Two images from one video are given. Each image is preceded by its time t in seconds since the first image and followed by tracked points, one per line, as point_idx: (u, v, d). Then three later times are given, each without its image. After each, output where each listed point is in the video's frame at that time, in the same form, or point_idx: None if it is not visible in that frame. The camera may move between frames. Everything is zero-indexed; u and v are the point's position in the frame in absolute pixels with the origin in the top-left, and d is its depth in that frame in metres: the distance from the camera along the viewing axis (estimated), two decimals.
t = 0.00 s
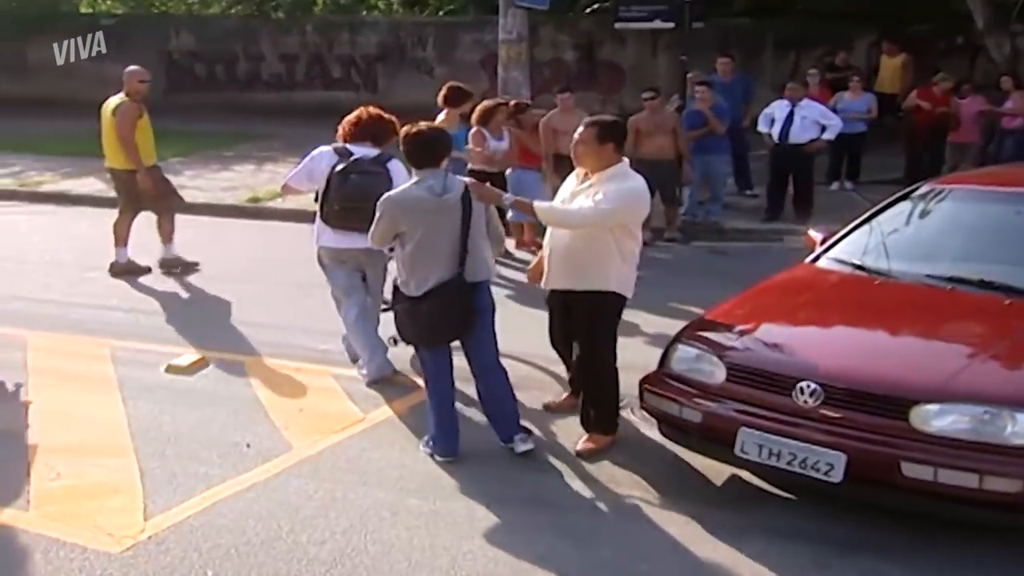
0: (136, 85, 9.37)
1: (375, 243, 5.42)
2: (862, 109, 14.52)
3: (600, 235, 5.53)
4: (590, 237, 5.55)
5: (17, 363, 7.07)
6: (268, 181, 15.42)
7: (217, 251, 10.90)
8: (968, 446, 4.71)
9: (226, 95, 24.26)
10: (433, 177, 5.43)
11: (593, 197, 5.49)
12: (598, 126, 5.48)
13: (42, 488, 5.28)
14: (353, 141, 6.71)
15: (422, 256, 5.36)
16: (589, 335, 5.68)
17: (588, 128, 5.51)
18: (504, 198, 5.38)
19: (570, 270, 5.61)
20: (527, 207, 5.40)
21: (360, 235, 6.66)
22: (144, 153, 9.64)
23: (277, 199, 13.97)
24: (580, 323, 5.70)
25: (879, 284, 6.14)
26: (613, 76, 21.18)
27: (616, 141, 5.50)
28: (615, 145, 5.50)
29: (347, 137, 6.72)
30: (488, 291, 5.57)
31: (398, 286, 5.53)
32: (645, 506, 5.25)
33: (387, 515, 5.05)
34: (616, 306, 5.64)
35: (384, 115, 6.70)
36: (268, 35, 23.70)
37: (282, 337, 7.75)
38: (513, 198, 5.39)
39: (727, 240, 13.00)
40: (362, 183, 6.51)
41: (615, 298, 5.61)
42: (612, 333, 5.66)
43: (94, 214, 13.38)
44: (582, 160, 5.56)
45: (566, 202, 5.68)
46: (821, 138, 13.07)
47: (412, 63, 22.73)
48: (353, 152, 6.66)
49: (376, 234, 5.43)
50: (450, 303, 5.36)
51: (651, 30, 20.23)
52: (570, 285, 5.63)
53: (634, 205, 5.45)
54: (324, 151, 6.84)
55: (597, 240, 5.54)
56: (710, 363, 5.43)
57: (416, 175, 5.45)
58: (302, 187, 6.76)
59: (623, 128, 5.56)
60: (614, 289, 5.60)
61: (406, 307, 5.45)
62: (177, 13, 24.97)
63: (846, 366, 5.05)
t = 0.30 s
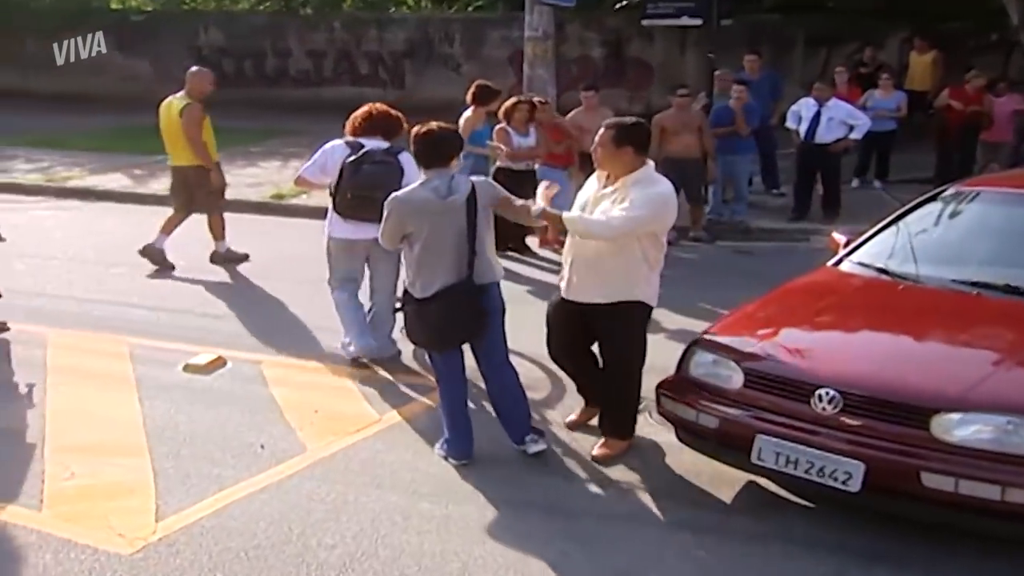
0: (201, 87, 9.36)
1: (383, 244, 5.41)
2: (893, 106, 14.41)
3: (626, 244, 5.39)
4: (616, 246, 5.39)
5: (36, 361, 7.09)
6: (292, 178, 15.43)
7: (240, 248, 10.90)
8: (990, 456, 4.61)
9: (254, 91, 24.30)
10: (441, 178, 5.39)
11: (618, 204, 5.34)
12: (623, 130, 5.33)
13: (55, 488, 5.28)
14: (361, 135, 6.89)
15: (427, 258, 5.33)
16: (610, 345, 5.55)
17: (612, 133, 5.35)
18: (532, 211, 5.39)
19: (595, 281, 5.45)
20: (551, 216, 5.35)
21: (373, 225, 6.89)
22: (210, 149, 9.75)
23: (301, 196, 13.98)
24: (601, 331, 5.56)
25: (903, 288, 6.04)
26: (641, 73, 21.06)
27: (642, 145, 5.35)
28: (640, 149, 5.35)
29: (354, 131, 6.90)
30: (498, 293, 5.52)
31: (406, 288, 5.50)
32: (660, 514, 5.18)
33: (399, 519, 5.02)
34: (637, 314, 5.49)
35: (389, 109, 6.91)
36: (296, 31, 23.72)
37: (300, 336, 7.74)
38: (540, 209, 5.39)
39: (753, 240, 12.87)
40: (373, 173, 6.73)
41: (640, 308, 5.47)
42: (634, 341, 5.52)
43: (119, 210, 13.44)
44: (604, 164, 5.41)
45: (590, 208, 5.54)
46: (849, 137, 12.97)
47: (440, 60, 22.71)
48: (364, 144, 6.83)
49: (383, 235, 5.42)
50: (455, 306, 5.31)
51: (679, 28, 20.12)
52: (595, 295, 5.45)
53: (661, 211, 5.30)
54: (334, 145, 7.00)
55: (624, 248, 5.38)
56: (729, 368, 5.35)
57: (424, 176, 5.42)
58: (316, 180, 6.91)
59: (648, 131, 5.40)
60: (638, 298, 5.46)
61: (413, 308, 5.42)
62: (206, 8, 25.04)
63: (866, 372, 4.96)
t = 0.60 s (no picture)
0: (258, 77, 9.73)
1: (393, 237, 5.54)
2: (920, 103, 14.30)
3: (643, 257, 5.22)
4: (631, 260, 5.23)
5: (55, 359, 7.11)
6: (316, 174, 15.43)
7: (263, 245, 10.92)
8: (1011, 469, 4.51)
9: (282, 87, 24.32)
10: (440, 177, 5.36)
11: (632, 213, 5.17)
12: (629, 137, 5.12)
13: (68, 488, 5.28)
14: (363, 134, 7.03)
15: (421, 258, 5.37)
16: (627, 353, 5.43)
17: (617, 140, 5.15)
18: (568, 254, 5.30)
19: (611, 295, 5.29)
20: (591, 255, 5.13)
21: (381, 222, 7.11)
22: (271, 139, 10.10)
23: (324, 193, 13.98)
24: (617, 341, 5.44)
25: (926, 293, 5.93)
26: (669, 69, 20.91)
27: (649, 149, 5.14)
28: (647, 153, 5.15)
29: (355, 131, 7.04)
30: (503, 295, 5.45)
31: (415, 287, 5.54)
32: (673, 521, 5.11)
33: (410, 524, 4.97)
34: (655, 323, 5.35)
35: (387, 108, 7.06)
36: (324, 27, 23.72)
37: (318, 335, 7.73)
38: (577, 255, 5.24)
39: (778, 239, 12.74)
40: (380, 171, 6.90)
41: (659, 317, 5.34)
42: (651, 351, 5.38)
43: (144, 207, 13.50)
44: (612, 173, 5.21)
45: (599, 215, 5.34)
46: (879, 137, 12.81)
47: (467, 56, 22.67)
48: (367, 142, 6.97)
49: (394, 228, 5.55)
50: (446, 307, 5.30)
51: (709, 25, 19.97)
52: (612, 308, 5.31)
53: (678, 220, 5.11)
54: (338, 143, 7.11)
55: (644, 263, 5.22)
56: (745, 373, 5.26)
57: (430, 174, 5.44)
58: (323, 181, 7.06)
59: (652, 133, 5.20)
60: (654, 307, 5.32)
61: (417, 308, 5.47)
62: (236, 4, 25.10)
63: (884, 379, 4.87)
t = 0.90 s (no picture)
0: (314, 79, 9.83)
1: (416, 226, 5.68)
2: (946, 103, 14.06)
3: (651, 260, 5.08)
4: (637, 262, 5.08)
5: (79, 355, 7.14)
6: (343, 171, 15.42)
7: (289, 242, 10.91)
8: None
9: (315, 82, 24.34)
10: (454, 174, 5.40)
11: (639, 216, 5.04)
12: (630, 137, 5.01)
13: (84, 487, 5.27)
14: (371, 130, 7.15)
15: (426, 250, 5.49)
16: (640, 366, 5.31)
17: (619, 142, 5.04)
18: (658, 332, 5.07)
19: (621, 302, 5.14)
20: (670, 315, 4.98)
21: (390, 218, 7.31)
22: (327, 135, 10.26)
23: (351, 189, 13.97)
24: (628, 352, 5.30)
25: (954, 298, 5.81)
26: (702, 66, 20.73)
27: (651, 151, 5.03)
28: (650, 155, 5.03)
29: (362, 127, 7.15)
30: (491, 299, 5.42)
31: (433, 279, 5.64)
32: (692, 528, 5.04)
33: (424, 529, 4.93)
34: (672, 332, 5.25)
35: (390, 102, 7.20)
36: (356, 23, 23.72)
37: (339, 334, 7.70)
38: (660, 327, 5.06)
39: (809, 239, 12.59)
40: (394, 170, 7.07)
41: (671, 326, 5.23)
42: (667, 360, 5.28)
43: (174, 202, 13.54)
44: (619, 178, 5.10)
45: (604, 221, 5.19)
46: (917, 135, 12.68)
47: (499, 52, 22.62)
48: (377, 140, 7.13)
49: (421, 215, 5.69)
50: (427, 300, 5.39)
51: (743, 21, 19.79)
52: (620, 313, 5.17)
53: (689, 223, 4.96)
54: (345, 139, 7.21)
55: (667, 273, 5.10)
56: (765, 379, 5.18)
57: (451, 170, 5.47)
58: (335, 178, 7.17)
59: (651, 134, 5.09)
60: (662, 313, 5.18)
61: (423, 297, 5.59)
62: None
63: (904, 387, 4.78)
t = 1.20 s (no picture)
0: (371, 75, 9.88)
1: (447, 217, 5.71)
2: (988, 100, 13.85)
3: (678, 270, 4.87)
4: (650, 271, 4.87)
5: (105, 352, 7.17)
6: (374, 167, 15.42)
7: (321, 240, 10.92)
8: None
9: (353, 77, 24.38)
10: (482, 172, 5.37)
11: (647, 222, 4.85)
12: (635, 141, 4.87)
13: (103, 486, 5.28)
14: (387, 127, 7.18)
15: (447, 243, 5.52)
16: (634, 377, 5.03)
17: (624, 146, 4.90)
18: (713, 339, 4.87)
19: (629, 311, 4.93)
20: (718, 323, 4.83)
21: (408, 213, 7.27)
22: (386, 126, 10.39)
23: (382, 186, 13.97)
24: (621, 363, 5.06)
25: (985, 306, 5.68)
26: (740, 63, 20.55)
27: (657, 153, 4.87)
28: (658, 157, 4.87)
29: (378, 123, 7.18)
30: (498, 302, 5.40)
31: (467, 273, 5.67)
32: (712, 536, 4.96)
33: (440, 533, 4.89)
34: (656, 342, 4.94)
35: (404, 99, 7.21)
36: (394, 20, 23.74)
37: (364, 333, 7.69)
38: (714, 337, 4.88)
39: (844, 240, 12.44)
40: (412, 165, 7.07)
41: (669, 337, 4.95)
42: (654, 373, 4.98)
43: (207, 199, 13.59)
44: (629, 183, 4.95)
45: (613, 228, 5.02)
46: (959, 135, 12.45)
47: (535, 49, 22.55)
48: (393, 136, 7.16)
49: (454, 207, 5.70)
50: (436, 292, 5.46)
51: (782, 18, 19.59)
52: (629, 323, 4.94)
53: (697, 228, 4.75)
54: (362, 137, 7.24)
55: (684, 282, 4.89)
56: (789, 386, 5.09)
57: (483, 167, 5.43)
58: (353, 175, 7.22)
59: (661, 138, 4.92)
60: (671, 324, 4.94)
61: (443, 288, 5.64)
62: None
63: (930, 397, 4.67)
